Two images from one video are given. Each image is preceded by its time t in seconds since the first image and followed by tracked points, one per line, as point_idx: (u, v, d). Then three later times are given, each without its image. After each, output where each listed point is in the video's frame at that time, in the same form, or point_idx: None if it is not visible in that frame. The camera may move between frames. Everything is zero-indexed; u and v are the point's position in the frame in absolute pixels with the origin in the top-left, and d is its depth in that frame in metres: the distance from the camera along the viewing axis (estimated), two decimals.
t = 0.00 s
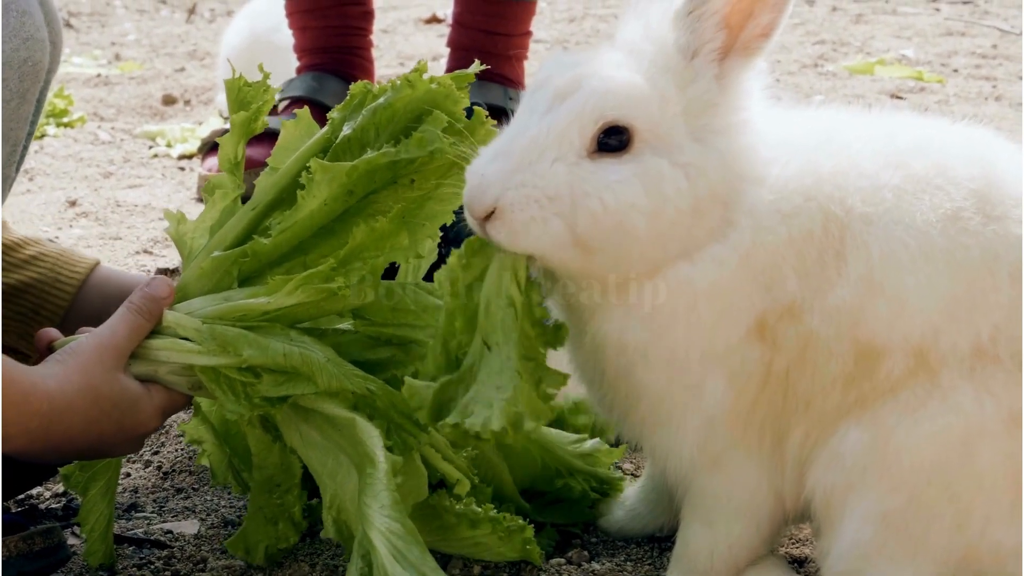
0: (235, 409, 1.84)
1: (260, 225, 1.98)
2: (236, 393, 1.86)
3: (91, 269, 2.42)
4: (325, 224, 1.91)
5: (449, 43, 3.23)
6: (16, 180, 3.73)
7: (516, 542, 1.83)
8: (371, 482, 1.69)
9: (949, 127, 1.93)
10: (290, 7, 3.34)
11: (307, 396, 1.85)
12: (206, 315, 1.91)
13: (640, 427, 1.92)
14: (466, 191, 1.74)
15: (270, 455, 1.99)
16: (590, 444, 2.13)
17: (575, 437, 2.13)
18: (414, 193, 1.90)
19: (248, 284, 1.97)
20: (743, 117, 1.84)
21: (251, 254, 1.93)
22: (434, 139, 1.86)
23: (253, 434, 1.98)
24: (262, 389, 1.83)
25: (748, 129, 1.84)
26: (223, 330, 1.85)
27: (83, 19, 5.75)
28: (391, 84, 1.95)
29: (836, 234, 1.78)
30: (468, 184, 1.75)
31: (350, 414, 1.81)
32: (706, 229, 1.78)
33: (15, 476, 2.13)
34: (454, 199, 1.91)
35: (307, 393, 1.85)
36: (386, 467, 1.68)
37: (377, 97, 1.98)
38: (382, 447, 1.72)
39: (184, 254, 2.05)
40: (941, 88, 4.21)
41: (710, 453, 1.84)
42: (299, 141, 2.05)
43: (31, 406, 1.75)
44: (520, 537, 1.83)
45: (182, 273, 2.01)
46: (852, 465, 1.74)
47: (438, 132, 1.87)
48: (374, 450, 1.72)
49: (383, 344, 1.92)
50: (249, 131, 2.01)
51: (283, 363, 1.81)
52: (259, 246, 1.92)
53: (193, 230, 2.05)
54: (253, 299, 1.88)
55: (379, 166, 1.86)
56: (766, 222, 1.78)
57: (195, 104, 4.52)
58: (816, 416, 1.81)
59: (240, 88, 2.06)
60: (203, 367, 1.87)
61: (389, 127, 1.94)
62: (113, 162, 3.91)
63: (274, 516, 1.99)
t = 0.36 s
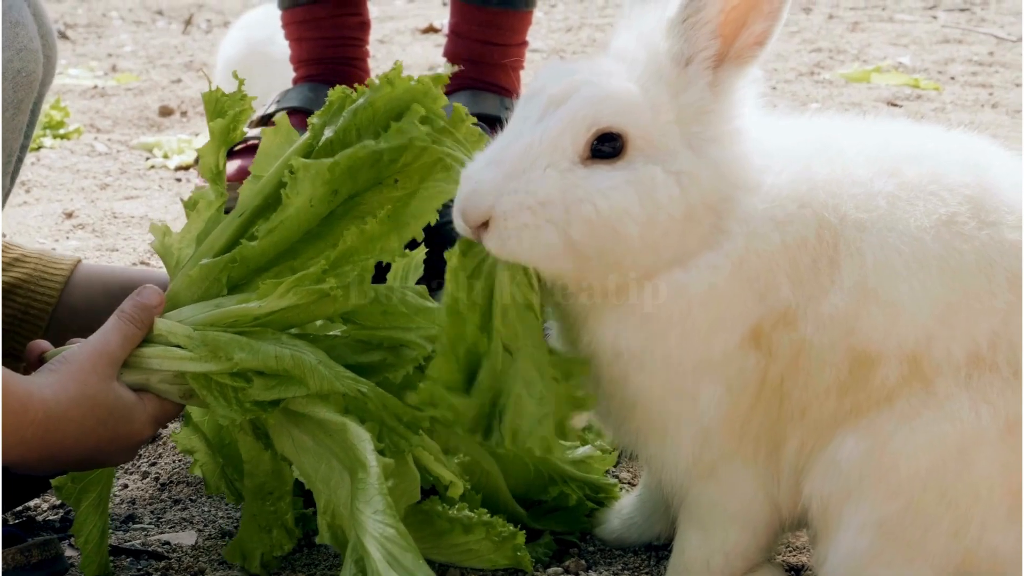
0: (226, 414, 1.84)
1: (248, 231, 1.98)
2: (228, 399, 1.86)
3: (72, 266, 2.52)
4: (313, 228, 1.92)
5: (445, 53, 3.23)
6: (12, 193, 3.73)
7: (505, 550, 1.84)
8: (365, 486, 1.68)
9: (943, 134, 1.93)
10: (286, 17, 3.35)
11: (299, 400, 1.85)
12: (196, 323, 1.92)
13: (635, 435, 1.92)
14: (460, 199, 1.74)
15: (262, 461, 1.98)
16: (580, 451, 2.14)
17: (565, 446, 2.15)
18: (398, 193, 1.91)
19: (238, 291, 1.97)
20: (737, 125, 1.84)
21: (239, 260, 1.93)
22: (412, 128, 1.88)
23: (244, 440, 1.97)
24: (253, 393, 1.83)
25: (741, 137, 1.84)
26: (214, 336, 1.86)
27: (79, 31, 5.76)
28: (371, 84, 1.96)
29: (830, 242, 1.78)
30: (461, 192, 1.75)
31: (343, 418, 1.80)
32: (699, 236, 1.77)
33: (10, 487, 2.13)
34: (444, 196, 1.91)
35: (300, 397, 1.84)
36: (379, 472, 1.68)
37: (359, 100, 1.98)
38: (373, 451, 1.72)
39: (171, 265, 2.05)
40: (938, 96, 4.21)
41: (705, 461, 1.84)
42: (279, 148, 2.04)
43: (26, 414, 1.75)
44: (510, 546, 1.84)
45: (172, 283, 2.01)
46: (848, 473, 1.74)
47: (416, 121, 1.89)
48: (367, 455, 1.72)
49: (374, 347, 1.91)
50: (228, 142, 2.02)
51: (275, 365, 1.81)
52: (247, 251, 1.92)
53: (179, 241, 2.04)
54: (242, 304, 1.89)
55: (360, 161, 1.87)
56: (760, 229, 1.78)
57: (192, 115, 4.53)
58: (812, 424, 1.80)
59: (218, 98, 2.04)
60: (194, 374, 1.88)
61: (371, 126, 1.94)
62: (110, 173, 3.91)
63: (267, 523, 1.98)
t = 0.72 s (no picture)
0: (227, 419, 1.86)
1: (254, 234, 1.98)
2: (229, 403, 1.87)
3: (98, 257, 2.55)
4: (319, 234, 1.92)
5: (442, 57, 3.23)
6: (11, 199, 3.73)
7: (507, 555, 1.84)
8: (365, 494, 1.68)
9: (940, 136, 1.93)
10: (284, 23, 3.34)
11: (300, 407, 1.85)
12: (199, 326, 1.91)
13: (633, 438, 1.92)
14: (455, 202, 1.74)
15: (263, 467, 1.98)
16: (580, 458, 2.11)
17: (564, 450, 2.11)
18: (406, 201, 1.91)
19: (242, 294, 1.97)
20: (734, 128, 1.84)
21: (244, 264, 1.93)
22: (422, 141, 1.90)
23: (246, 447, 1.97)
24: (253, 400, 1.85)
25: (739, 141, 1.84)
26: (216, 342, 1.86)
27: (76, 37, 5.76)
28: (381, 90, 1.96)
29: (828, 244, 1.77)
30: (459, 192, 1.75)
31: (345, 427, 1.79)
32: (696, 240, 1.78)
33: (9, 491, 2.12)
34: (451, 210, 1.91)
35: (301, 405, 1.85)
36: (380, 480, 1.68)
37: (368, 105, 1.99)
38: (375, 459, 1.71)
39: (178, 264, 2.06)
40: (935, 98, 4.22)
41: (703, 463, 1.84)
42: (290, 150, 2.03)
43: (25, 418, 1.76)
44: (511, 550, 1.84)
45: (176, 282, 2.01)
46: (845, 475, 1.74)
47: (427, 134, 1.90)
48: (367, 463, 1.72)
49: (375, 356, 1.91)
50: (240, 142, 2.01)
51: (276, 374, 1.82)
52: (252, 255, 1.92)
53: (186, 241, 2.05)
54: (247, 310, 1.88)
55: (368, 171, 1.88)
56: (757, 232, 1.79)
57: (189, 120, 4.53)
58: (810, 427, 1.80)
59: (231, 97, 2.06)
60: (196, 378, 1.88)
61: (380, 134, 1.94)
62: (108, 179, 3.92)
63: (267, 527, 1.98)
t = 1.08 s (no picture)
0: (226, 425, 1.85)
1: (255, 242, 1.99)
2: (228, 409, 1.87)
3: (104, 277, 2.49)
4: (320, 241, 1.91)
5: (448, 59, 3.23)
6: (15, 200, 3.74)
7: (510, 556, 1.84)
8: (366, 498, 1.69)
9: (943, 138, 1.93)
10: (287, 24, 3.35)
11: (299, 413, 1.84)
12: (199, 332, 1.91)
13: (635, 438, 1.93)
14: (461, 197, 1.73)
15: (262, 473, 1.97)
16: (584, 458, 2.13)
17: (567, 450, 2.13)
18: (410, 212, 1.89)
19: (244, 300, 1.97)
20: (736, 130, 1.85)
21: (246, 271, 1.93)
22: (430, 159, 1.85)
23: (246, 452, 1.97)
24: (253, 406, 1.83)
25: (741, 144, 1.84)
26: (215, 347, 1.86)
27: (81, 39, 5.77)
28: (388, 101, 1.95)
29: (829, 245, 1.77)
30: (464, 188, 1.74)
31: (344, 431, 1.80)
32: (695, 242, 1.78)
33: (13, 492, 2.13)
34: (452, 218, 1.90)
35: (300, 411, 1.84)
36: (380, 483, 1.68)
37: (374, 115, 1.99)
38: (374, 463, 1.72)
39: (180, 270, 2.06)
40: (939, 100, 4.21)
41: (705, 464, 1.84)
42: (294, 158, 2.05)
43: (25, 423, 1.76)
44: (514, 551, 1.84)
45: (178, 289, 2.02)
46: (847, 477, 1.74)
47: (435, 152, 1.86)
48: (368, 467, 1.72)
49: (375, 362, 1.91)
50: (243, 148, 2.03)
51: (275, 380, 1.81)
52: (254, 264, 1.92)
53: (187, 246, 2.05)
54: (247, 316, 1.88)
55: (374, 185, 1.85)
56: (759, 232, 1.79)
57: (194, 122, 4.54)
58: (812, 428, 1.80)
59: (234, 104, 2.05)
60: (195, 384, 1.88)
61: (385, 146, 1.93)
62: (113, 181, 3.92)
63: (265, 533, 1.98)
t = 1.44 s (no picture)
0: (230, 427, 1.86)
1: (260, 243, 1.99)
2: (232, 411, 1.87)
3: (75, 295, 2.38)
4: (327, 246, 1.91)
5: (446, 59, 3.23)
6: (13, 201, 3.73)
7: (512, 559, 1.84)
8: (367, 501, 1.69)
9: (942, 141, 1.93)
10: (285, 26, 3.35)
11: (303, 415, 1.85)
12: (204, 334, 1.92)
13: (632, 441, 1.92)
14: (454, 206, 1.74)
15: (265, 475, 1.98)
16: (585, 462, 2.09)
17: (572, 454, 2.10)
18: (416, 219, 1.89)
19: (248, 303, 1.97)
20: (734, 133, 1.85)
21: (250, 274, 1.94)
22: (440, 167, 1.88)
23: (249, 454, 1.97)
24: (258, 407, 1.84)
25: (739, 147, 1.85)
26: (220, 348, 1.87)
27: (79, 39, 5.76)
28: (395, 106, 1.96)
29: (827, 247, 1.77)
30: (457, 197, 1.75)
31: (348, 432, 1.80)
32: (692, 244, 1.79)
33: (13, 494, 2.13)
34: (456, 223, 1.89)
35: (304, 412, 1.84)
36: (381, 485, 1.69)
37: (380, 119, 1.98)
38: (378, 465, 1.72)
39: (183, 272, 2.06)
40: (938, 101, 4.22)
41: (704, 466, 1.84)
42: (301, 161, 2.06)
43: (27, 424, 1.76)
44: (516, 554, 1.84)
45: (182, 291, 2.02)
46: (847, 479, 1.74)
47: (443, 158, 1.89)
48: (371, 468, 1.72)
49: (379, 364, 1.91)
50: (250, 152, 2.02)
51: (280, 381, 1.82)
52: (259, 266, 1.92)
53: (192, 249, 2.06)
54: (251, 317, 1.88)
55: (382, 192, 1.87)
56: (755, 236, 1.79)
57: (193, 123, 4.54)
58: (811, 431, 1.80)
59: (241, 107, 2.05)
60: (200, 386, 1.88)
61: (392, 151, 1.94)
62: (111, 181, 3.92)
63: (271, 534, 1.98)
